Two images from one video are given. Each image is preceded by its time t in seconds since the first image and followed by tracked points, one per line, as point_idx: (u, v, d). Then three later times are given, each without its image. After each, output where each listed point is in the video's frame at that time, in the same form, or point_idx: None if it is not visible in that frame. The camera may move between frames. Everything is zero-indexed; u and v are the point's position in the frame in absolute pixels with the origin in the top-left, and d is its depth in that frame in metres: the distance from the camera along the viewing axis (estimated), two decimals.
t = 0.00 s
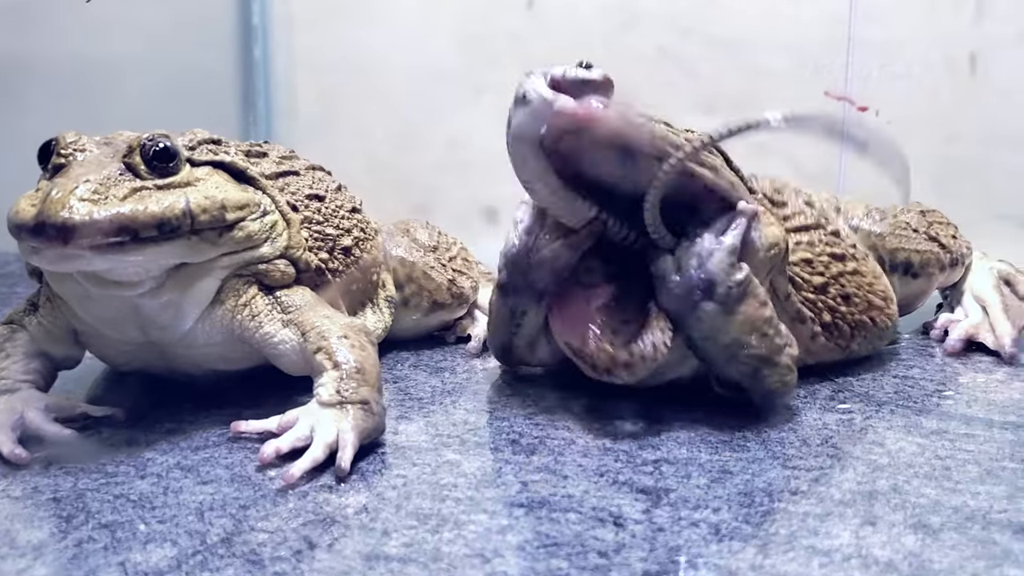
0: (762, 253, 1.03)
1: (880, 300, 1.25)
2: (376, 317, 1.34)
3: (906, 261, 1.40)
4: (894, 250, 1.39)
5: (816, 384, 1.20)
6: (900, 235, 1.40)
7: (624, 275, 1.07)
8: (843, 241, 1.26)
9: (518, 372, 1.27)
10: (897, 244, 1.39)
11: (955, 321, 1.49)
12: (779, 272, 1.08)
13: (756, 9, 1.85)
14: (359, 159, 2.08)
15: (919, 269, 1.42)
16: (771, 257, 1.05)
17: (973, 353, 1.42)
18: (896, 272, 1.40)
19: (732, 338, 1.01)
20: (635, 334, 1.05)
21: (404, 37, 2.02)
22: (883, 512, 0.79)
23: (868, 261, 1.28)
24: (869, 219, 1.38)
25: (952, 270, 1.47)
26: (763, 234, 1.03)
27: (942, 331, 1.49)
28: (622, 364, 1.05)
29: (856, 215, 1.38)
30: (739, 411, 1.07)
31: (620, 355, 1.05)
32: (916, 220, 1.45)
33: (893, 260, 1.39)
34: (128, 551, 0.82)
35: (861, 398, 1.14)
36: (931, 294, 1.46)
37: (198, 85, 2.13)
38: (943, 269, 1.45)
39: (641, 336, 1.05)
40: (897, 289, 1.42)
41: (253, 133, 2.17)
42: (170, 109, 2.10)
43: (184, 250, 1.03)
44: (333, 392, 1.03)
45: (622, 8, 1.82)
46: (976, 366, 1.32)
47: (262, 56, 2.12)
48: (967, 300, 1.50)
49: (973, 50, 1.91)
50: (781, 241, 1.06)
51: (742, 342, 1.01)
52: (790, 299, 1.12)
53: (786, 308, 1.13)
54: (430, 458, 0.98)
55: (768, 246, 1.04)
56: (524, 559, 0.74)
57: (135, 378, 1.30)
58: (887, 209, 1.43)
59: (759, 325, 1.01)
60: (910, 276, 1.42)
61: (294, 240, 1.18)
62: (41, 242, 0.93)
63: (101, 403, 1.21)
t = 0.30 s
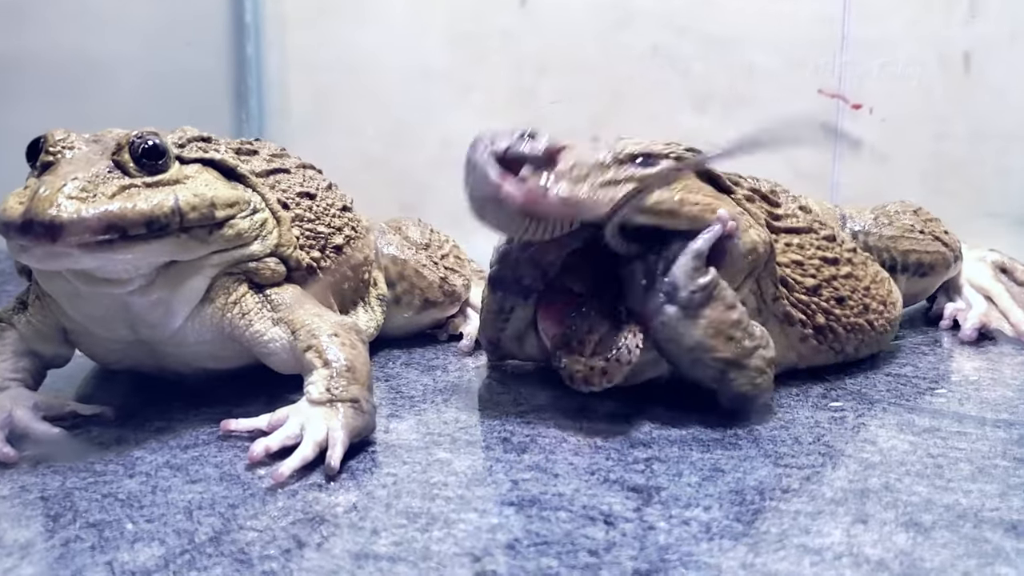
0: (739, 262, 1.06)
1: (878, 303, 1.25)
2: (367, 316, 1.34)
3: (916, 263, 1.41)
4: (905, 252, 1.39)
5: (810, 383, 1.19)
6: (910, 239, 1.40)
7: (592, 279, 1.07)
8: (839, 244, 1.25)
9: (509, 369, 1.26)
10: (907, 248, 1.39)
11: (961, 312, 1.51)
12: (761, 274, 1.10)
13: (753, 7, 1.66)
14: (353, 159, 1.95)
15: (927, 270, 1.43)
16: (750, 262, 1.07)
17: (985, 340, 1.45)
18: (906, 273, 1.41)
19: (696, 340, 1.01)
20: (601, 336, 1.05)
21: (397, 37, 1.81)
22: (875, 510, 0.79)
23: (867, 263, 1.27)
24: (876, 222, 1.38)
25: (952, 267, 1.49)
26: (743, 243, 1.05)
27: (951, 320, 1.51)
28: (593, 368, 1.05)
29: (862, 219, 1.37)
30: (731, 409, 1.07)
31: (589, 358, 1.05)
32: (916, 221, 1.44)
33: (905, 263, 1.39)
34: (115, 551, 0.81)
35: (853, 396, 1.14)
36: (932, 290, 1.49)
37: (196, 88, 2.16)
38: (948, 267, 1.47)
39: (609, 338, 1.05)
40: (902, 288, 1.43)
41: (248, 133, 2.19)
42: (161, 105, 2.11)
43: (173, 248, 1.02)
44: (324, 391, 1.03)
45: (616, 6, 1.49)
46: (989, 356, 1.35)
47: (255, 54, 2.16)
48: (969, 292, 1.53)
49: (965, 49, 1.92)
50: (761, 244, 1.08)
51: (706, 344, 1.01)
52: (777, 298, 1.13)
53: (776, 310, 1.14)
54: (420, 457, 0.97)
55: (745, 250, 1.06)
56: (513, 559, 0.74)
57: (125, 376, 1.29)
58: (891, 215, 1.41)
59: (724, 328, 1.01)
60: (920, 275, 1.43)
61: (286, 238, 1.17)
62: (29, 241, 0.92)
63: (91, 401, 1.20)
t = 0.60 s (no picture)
0: (728, 264, 1.05)
1: (869, 301, 1.24)
2: (358, 319, 1.33)
3: (912, 264, 1.40)
4: (901, 253, 1.38)
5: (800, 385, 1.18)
6: (904, 240, 1.39)
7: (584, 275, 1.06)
8: (830, 241, 1.25)
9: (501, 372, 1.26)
10: (903, 249, 1.38)
11: (955, 312, 1.51)
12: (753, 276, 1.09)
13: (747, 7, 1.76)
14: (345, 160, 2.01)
15: (923, 270, 1.43)
16: (739, 263, 1.07)
17: (979, 340, 1.45)
18: (902, 275, 1.40)
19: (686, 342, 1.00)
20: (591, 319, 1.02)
21: (389, 36, 1.94)
22: (867, 513, 0.78)
23: (860, 260, 1.27)
24: (872, 223, 1.37)
25: (948, 268, 1.49)
26: (735, 246, 1.05)
27: (945, 320, 1.52)
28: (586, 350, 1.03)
29: (858, 220, 1.36)
30: (723, 411, 1.07)
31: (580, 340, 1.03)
32: (908, 221, 1.44)
33: (901, 264, 1.39)
34: (102, 556, 0.80)
35: (846, 398, 1.13)
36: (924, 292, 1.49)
37: (186, 89, 2.14)
38: (943, 269, 1.47)
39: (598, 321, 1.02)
40: (898, 289, 1.43)
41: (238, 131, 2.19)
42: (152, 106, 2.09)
43: (162, 251, 1.01)
44: (314, 394, 1.02)
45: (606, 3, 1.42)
46: (983, 356, 1.35)
47: (246, 55, 2.15)
48: (962, 292, 1.53)
49: (960, 50, 1.89)
50: (750, 248, 1.08)
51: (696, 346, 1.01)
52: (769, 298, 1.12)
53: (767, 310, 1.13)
54: (411, 460, 0.96)
55: (736, 253, 1.06)
56: (504, 562, 0.73)
57: (114, 379, 1.28)
58: (886, 216, 1.41)
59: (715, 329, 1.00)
60: (915, 276, 1.42)
61: (275, 241, 1.16)
62: (16, 244, 0.91)
63: (79, 404, 1.19)
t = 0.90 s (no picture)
0: (717, 269, 1.07)
1: (869, 299, 1.23)
2: (352, 320, 1.33)
3: (908, 262, 1.40)
4: (898, 252, 1.37)
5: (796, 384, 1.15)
6: (900, 238, 1.39)
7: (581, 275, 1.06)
8: (829, 239, 1.24)
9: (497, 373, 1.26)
10: (899, 248, 1.38)
11: (952, 312, 1.51)
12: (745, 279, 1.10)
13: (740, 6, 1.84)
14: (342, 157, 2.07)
15: (919, 270, 1.42)
16: (727, 270, 1.08)
17: (975, 340, 1.45)
18: (899, 275, 1.40)
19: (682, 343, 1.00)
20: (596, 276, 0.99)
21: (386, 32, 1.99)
22: (862, 514, 0.78)
23: (859, 258, 1.26)
24: (869, 221, 1.36)
25: (944, 267, 1.49)
26: (721, 254, 1.06)
27: (941, 320, 1.51)
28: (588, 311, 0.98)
29: (853, 219, 1.36)
30: (717, 412, 1.06)
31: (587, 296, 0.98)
32: (904, 220, 1.43)
33: (897, 263, 1.38)
34: (91, 558, 0.79)
35: (842, 398, 1.13)
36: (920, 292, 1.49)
37: (182, 86, 2.04)
38: (939, 268, 1.47)
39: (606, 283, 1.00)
40: (894, 288, 1.42)
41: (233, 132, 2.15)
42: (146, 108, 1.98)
43: (152, 250, 1.00)
44: (306, 395, 1.01)
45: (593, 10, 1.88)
46: (979, 356, 1.34)
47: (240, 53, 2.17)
48: (958, 292, 1.53)
49: (958, 46, 1.88)
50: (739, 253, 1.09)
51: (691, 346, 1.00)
52: (772, 300, 1.12)
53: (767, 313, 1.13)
54: (404, 461, 0.96)
55: (723, 259, 1.07)
56: (497, 565, 0.72)
57: (105, 380, 1.27)
58: (881, 214, 1.40)
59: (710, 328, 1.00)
60: (910, 276, 1.42)
61: (266, 241, 1.15)
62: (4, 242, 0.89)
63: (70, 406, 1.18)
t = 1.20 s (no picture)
0: (709, 283, 1.08)
1: (864, 301, 1.23)
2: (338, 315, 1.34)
3: (902, 263, 1.40)
4: (891, 253, 1.37)
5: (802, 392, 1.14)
6: (894, 239, 1.39)
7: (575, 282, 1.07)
8: (822, 243, 1.24)
9: (491, 376, 1.25)
10: (893, 249, 1.38)
11: (947, 313, 1.50)
12: (738, 291, 1.11)
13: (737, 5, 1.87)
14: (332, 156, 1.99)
15: (913, 270, 1.42)
16: (719, 282, 1.09)
17: (970, 340, 1.45)
18: (893, 276, 1.40)
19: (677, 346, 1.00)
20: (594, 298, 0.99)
21: (382, 31, 2.01)
22: (856, 516, 0.77)
23: (852, 260, 1.26)
24: (863, 223, 1.36)
25: (938, 268, 1.49)
26: (713, 268, 1.08)
27: (936, 320, 1.51)
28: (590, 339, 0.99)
29: (847, 220, 1.36)
30: (711, 413, 1.06)
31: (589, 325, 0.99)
32: (899, 221, 1.43)
33: (891, 264, 1.38)
34: (81, 562, 0.79)
35: (836, 400, 1.13)
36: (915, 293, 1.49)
37: (174, 84, 2.09)
38: (933, 270, 1.47)
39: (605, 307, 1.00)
40: (888, 289, 1.42)
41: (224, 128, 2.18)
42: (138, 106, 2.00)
43: (121, 208, 0.94)
44: (299, 398, 1.01)
45: None
46: (974, 357, 1.35)
47: (234, 54, 2.15)
48: (953, 292, 1.53)
49: (951, 47, 1.92)
50: (731, 266, 1.10)
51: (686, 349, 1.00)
52: (769, 308, 1.13)
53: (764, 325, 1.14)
54: (396, 463, 0.95)
55: (715, 273, 1.09)
56: (488, 569, 0.72)
57: (99, 380, 1.26)
58: (876, 215, 1.40)
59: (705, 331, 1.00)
60: (904, 276, 1.42)
61: (246, 232, 1.12)
62: None
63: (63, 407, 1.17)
